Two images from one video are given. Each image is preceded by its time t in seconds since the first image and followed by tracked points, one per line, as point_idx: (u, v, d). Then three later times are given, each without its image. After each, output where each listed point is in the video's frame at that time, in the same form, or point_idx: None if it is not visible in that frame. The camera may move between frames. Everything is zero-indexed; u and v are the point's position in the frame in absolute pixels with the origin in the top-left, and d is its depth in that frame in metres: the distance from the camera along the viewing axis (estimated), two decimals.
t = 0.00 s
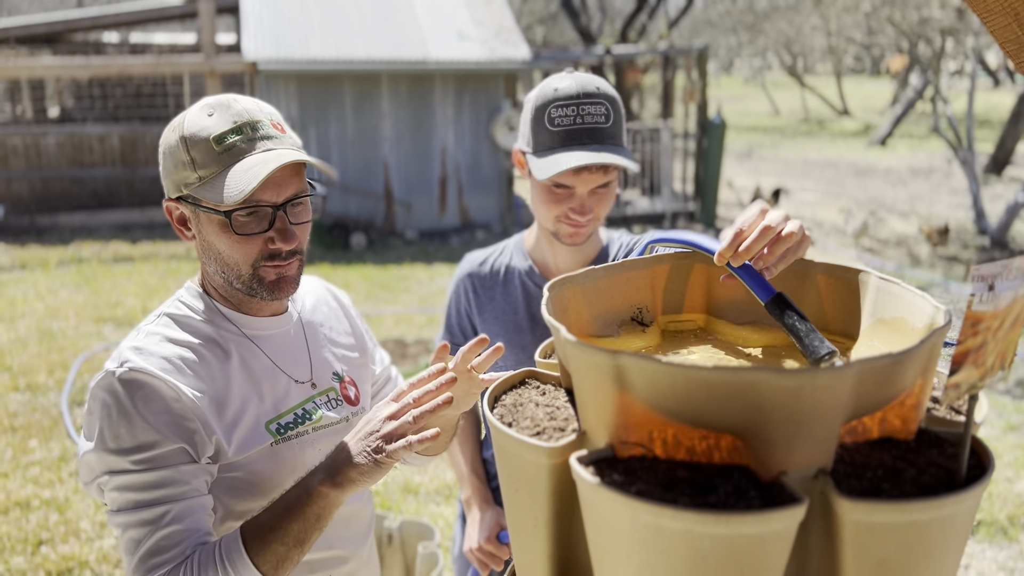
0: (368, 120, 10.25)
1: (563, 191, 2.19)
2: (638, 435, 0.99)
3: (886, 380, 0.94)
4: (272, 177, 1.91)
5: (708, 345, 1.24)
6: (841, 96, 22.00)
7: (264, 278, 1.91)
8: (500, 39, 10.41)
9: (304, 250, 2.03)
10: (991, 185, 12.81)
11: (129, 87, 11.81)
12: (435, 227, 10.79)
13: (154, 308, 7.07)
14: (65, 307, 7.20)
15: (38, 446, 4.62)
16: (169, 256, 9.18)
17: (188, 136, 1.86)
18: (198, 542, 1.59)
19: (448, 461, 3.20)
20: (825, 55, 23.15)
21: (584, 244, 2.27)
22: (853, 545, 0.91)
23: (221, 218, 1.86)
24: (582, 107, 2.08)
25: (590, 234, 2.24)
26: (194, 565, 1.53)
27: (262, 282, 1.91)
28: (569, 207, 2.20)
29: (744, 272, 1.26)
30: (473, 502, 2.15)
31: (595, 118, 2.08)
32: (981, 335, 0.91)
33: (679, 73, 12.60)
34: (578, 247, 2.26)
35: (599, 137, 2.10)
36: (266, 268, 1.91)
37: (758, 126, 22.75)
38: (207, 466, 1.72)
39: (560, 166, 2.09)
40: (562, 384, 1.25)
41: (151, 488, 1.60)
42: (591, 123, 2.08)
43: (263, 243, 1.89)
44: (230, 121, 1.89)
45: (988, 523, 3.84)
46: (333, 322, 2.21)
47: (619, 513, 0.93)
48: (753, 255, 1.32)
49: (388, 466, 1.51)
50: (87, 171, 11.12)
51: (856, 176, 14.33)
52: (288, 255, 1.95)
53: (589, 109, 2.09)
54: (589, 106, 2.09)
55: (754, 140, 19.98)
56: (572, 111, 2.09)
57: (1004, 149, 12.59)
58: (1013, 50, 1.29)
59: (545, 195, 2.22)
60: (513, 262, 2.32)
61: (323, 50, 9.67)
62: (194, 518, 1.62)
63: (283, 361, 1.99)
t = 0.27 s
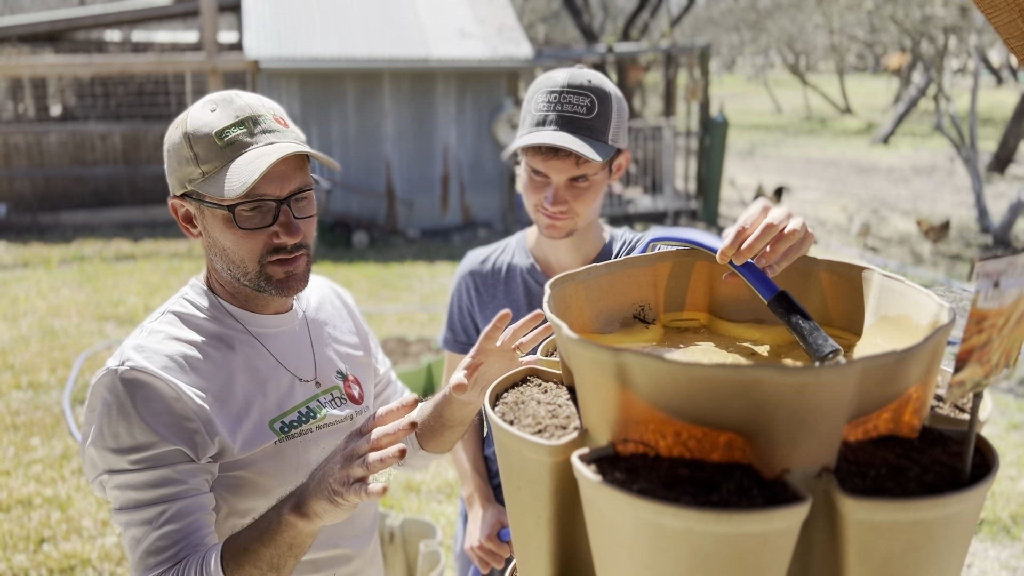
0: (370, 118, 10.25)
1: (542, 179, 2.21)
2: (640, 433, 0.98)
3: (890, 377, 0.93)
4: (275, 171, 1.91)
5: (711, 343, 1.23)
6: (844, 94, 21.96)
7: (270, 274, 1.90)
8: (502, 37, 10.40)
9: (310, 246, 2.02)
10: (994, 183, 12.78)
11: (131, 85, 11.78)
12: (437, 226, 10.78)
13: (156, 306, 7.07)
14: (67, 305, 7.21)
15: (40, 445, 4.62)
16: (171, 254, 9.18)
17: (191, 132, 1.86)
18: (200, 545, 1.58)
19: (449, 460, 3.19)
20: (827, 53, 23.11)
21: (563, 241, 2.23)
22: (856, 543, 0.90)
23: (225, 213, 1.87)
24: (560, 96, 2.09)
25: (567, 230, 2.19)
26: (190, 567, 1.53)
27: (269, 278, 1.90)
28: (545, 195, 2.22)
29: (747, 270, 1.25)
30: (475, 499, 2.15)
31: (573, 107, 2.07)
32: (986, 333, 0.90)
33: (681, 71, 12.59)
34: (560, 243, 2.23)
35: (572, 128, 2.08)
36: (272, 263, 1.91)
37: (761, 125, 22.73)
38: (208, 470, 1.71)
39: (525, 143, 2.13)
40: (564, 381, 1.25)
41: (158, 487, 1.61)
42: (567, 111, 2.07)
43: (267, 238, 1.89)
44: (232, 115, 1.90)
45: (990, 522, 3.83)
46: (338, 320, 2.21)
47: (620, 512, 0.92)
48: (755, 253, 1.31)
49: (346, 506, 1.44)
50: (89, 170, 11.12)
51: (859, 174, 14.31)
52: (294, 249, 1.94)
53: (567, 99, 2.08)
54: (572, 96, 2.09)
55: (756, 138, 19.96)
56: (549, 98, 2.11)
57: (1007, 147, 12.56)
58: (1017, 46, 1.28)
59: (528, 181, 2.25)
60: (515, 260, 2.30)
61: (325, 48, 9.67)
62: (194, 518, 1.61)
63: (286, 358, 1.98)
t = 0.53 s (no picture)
0: (372, 117, 10.24)
1: (542, 176, 2.21)
2: (643, 433, 0.98)
3: (893, 376, 0.93)
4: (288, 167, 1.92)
5: (712, 341, 1.22)
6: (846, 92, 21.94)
7: (281, 270, 1.91)
8: (503, 35, 10.39)
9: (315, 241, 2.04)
10: (996, 182, 12.76)
11: (133, 84, 11.78)
12: (438, 224, 10.78)
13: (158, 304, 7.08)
14: (69, 304, 7.21)
15: (42, 443, 4.63)
16: (173, 253, 9.18)
17: (199, 129, 1.84)
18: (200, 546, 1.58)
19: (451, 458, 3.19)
20: (830, 52, 23.08)
21: (563, 239, 2.22)
22: (858, 543, 0.90)
23: (238, 208, 1.87)
24: (560, 93, 2.09)
25: (567, 228, 2.19)
26: (192, 568, 1.53)
27: (280, 274, 1.91)
28: (545, 192, 2.21)
29: (750, 269, 1.25)
30: (475, 497, 2.15)
31: (573, 105, 2.07)
32: (990, 332, 0.90)
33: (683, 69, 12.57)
34: (561, 240, 2.23)
35: (571, 125, 2.07)
36: (284, 258, 1.92)
37: (762, 123, 22.71)
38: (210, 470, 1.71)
39: (525, 140, 2.13)
40: (565, 380, 1.24)
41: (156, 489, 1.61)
42: (567, 108, 2.06)
43: (281, 233, 1.91)
44: (241, 112, 1.89)
45: (992, 521, 3.82)
46: (338, 319, 2.20)
47: (622, 512, 0.92)
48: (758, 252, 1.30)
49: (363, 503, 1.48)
50: (91, 168, 11.14)
51: (861, 173, 14.29)
52: (303, 244, 1.96)
53: (566, 96, 2.08)
54: (572, 93, 2.08)
55: (758, 137, 19.94)
56: (548, 96, 2.10)
57: (1010, 146, 12.54)
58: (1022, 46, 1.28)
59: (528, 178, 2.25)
60: (516, 258, 2.30)
61: (327, 47, 9.67)
62: (195, 520, 1.61)
63: (289, 357, 1.98)
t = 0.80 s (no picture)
0: (373, 115, 10.24)
1: (543, 175, 2.20)
2: (645, 432, 0.98)
3: (897, 375, 0.93)
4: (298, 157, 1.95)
5: (714, 340, 1.23)
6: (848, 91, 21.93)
7: (293, 256, 1.93)
8: (505, 34, 10.39)
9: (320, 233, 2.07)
10: (998, 181, 12.74)
11: (134, 82, 11.77)
12: (440, 223, 10.78)
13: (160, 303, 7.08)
14: (71, 303, 7.22)
15: (44, 442, 4.63)
16: (175, 252, 9.19)
17: (206, 123, 1.83)
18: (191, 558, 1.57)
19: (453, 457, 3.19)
20: (832, 50, 23.06)
21: (563, 237, 2.22)
22: (861, 543, 0.90)
23: (253, 199, 1.88)
24: (560, 91, 2.08)
25: (568, 226, 2.18)
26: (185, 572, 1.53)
27: (291, 261, 1.92)
28: (546, 191, 2.20)
29: (752, 268, 1.24)
30: (478, 496, 2.15)
31: (574, 103, 2.06)
32: (994, 330, 0.90)
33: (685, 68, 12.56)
34: (562, 239, 2.22)
35: (571, 124, 2.07)
36: (294, 249, 1.93)
37: (764, 122, 22.69)
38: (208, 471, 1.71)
39: (525, 139, 2.13)
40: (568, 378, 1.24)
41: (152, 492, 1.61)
42: (567, 106, 2.06)
43: (293, 222, 1.93)
44: (247, 105, 1.91)
45: (994, 520, 3.82)
46: (339, 317, 2.20)
47: (624, 510, 0.92)
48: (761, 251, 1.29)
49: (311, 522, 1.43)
50: (93, 167, 11.15)
51: (863, 172, 14.28)
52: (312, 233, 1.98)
53: (566, 95, 2.07)
54: (573, 91, 2.08)
55: (759, 135, 19.92)
56: (548, 94, 2.10)
57: (1012, 145, 12.51)
58: None
59: (529, 177, 2.24)
60: (516, 257, 2.30)
61: (329, 46, 9.67)
62: (190, 522, 1.61)
63: (291, 355, 1.98)
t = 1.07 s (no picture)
0: (375, 114, 10.24)
1: (545, 172, 2.20)
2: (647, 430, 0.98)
3: (899, 375, 0.92)
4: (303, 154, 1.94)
5: (716, 338, 1.22)
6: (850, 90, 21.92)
7: (296, 257, 1.93)
8: (506, 33, 10.39)
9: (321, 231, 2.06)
10: (1000, 180, 12.73)
11: (136, 82, 11.77)
12: (441, 222, 10.78)
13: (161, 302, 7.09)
14: (72, 302, 7.22)
15: (46, 441, 4.63)
16: (176, 251, 9.19)
17: (212, 119, 1.83)
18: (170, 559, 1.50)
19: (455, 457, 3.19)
20: (833, 49, 23.04)
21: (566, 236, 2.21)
22: (864, 543, 0.89)
23: (258, 195, 1.88)
24: (563, 88, 2.08)
25: (571, 223, 2.18)
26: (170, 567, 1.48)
27: (293, 261, 1.93)
28: (549, 188, 2.19)
29: (754, 267, 1.24)
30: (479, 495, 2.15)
31: (577, 99, 2.06)
32: (997, 329, 0.89)
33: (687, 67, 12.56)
34: (565, 236, 2.22)
35: (574, 120, 2.06)
36: (298, 248, 1.94)
37: (766, 121, 22.67)
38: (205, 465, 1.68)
39: (527, 136, 2.12)
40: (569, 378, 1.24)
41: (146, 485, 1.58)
42: (571, 103, 2.05)
43: (296, 220, 1.92)
44: (253, 102, 1.91)
45: (997, 520, 3.81)
46: (340, 315, 2.20)
47: (626, 510, 0.91)
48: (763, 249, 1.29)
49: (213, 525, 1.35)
50: (94, 167, 11.15)
51: (864, 171, 14.27)
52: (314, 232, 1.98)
53: (568, 92, 2.07)
54: (576, 88, 2.07)
55: (761, 135, 19.91)
56: (551, 92, 2.09)
57: (1014, 144, 12.49)
58: None
59: (531, 175, 2.23)
60: (517, 256, 2.30)
61: (330, 45, 9.66)
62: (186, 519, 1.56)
63: (291, 353, 1.98)
